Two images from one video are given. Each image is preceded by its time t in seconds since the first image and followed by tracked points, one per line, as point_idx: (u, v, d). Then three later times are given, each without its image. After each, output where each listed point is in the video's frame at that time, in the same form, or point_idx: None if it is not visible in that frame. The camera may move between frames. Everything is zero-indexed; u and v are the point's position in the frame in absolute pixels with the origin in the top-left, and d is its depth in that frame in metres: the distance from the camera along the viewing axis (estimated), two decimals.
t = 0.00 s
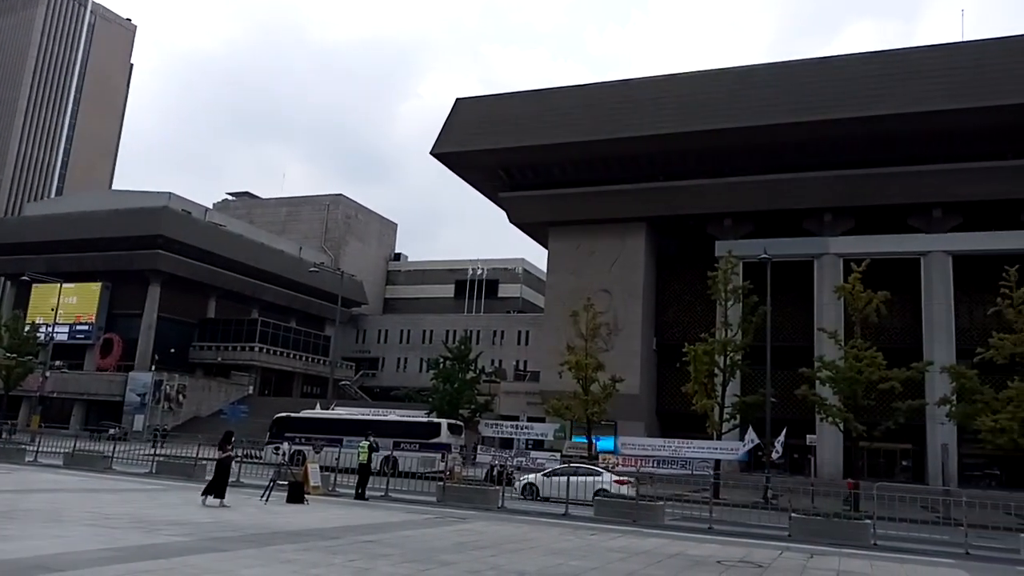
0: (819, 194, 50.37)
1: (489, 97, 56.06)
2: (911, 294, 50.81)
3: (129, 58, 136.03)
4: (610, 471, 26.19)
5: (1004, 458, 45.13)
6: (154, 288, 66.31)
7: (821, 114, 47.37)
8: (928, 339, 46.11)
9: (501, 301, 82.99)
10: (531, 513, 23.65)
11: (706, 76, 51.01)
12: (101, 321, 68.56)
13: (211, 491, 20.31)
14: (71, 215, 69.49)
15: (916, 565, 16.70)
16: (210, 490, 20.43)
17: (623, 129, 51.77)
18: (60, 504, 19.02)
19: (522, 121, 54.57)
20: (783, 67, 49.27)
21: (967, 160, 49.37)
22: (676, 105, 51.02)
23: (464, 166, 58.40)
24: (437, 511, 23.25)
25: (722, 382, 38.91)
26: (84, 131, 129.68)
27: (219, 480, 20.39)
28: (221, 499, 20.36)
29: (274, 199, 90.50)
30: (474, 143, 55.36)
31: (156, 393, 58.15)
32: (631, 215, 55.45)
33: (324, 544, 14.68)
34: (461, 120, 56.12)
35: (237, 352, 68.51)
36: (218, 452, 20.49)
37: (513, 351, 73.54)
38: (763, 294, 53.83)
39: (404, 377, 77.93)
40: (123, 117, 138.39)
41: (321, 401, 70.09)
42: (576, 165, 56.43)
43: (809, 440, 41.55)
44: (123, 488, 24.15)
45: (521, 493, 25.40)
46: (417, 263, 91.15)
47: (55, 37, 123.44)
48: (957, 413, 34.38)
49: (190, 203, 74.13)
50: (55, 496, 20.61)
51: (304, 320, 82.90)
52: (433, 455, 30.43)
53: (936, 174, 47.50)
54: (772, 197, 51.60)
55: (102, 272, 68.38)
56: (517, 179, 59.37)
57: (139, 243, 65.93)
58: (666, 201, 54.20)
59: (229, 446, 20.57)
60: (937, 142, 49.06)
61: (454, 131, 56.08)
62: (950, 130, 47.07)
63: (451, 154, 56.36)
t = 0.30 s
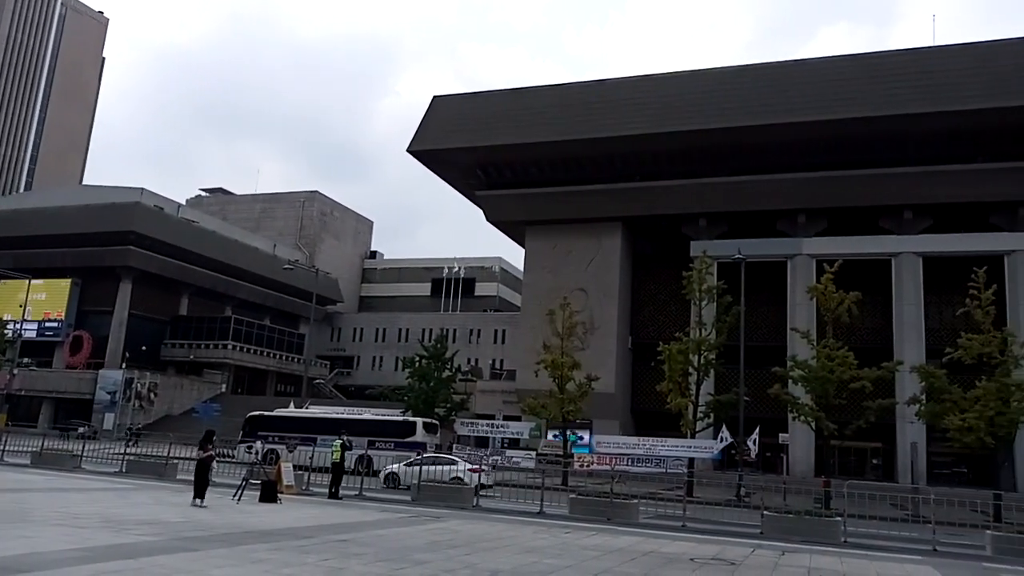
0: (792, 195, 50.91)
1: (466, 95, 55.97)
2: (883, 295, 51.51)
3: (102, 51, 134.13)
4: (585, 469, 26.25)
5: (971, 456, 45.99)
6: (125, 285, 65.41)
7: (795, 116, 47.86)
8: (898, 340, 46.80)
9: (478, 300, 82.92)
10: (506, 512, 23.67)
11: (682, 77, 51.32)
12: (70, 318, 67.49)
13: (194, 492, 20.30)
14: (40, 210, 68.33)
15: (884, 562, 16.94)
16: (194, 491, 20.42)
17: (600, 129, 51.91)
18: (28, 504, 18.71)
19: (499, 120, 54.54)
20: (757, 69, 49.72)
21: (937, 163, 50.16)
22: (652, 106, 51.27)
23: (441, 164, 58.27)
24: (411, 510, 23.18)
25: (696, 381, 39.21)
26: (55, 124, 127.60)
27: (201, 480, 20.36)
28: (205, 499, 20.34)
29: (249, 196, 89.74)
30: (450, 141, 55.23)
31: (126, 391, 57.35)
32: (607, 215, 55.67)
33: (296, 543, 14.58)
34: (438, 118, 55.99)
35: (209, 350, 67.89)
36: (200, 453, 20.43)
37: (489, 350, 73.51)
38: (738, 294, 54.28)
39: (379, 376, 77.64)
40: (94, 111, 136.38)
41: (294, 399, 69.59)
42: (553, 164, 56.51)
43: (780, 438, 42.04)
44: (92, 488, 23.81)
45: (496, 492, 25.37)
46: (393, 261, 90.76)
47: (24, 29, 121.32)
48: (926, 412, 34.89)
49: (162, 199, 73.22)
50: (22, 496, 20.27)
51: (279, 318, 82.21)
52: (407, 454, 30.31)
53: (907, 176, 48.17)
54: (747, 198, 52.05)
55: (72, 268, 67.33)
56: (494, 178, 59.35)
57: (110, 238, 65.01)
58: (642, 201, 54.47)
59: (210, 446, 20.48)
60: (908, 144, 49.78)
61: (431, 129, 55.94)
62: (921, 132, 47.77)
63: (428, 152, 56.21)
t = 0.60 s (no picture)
0: (764, 196, 51.44)
1: (442, 93, 55.80)
2: (852, 295, 52.23)
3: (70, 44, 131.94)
4: (558, 467, 26.32)
5: (937, 454, 46.82)
6: (92, 281, 64.33)
7: (768, 118, 48.33)
8: (867, 339, 47.48)
9: (452, 298, 82.75)
10: (479, 510, 23.66)
11: (656, 78, 51.59)
12: (36, 314, 66.07)
13: (172, 493, 19.92)
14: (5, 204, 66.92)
15: (852, 558, 17.22)
16: (171, 492, 20.03)
17: (575, 129, 52.03)
18: None
19: (474, 118, 54.42)
20: (731, 71, 50.17)
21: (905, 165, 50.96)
22: (627, 106, 51.47)
23: (415, 161, 58.06)
24: (383, 509, 23.05)
25: (668, 380, 39.48)
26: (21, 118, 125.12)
27: (180, 480, 19.99)
28: (183, 500, 20.01)
29: (221, 191, 88.76)
30: (425, 138, 55.03)
31: (94, 390, 56.53)
32: (582, 214, 55.81)
33: (267, 543, 14.44)
34: (413, 115, 55.76)
35: (179, 348, 67.13)
36: (178, 453, 20.06)
37: (463, 348, 73.41)
38: (711, 293, 54.71)
39: (352, 375, 77.23)
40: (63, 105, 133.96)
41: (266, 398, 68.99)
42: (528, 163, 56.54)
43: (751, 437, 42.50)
44: (58, 487, 23.39)
45: (469, 491, 25.36)
46: (367, 259, 90.26)
47: None
48: (893, 411, 35.43)
49: (131, 194, 72.12)
50: None
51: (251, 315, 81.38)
52: (380, 453, 30.09)
53: (876, 179, 48.89)
54: (720, 199, 52.47)
55: (38, 263, 66.06)
56: (469, 176, 59.27)
57: (78, 234, 63.89)
58: (616, 201, 54.72)
59: (189, 446, 20.09)
60: (877, 147, 50.54)
61: (406, 126, 55.70)
62: (890, 135, 48.47)
63: (402, 150, 55.96)
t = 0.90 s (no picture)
0: (738, 196, 51.87)
1: (417, 90, 55.60)
2: (824, 296, 52.86)
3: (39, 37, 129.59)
4: (532, 465, 26.35)
5: (904, 452, 47.54)
6: (60, 276, 63.23)
7: (742, 119, 48.71)
8: (837, 339, 48.06)
9: (427, 296, 82.50)
10: (453, 509, 23.60)
11: (632, 78, 51.80)
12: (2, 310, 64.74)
13: (154, 492, 19.54)
14: None
15: (821, 555, 17.40)
16: (153, 492, 19.65)
17: (551, 127, 52.08)
18: None
19: (450, 115, 54.26)
20: (706, 72, 50.51)
21: (876, 167, 51.65)
22: (603, 105, 51.60)
23: (390, 158, 57.79)
24: (356, 508, 22.88)
25: (642, 379, 39.64)
26: None
27: (162, 479, 19.66)
28: (165, 499, 19.64)
29: (193, 186, 87.73)
30: (401, 135, 54.77)
31: (61, 387, 55.50)
32: (557, 213, 55.89)
33: (236, 542, 14.27)
34: (388, 112, 55.50)
35: (149, 345, 66.30)
36: (159, 452, 19.81)
37: (438, 347, 73.22)
38: (684, 292, 55.06)
39: (325, 373, 76.72)
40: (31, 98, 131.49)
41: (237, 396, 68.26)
42: (504, 161, 56.49)
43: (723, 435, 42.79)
44: (22, 487, 22.94)
45: (443, 489, 25.31)
46: (341, 257, 89.70)
47: None
48: (864, 410, 35.79)
49: (101, 188, 70.99)
50: None
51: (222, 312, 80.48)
52: (353, 451, 29.92)
53: (848, 180, 49.49)
54: (694, 199, 52.82)
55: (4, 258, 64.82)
56: (444, 173, 59.11)
57: (46, 228, 62.76)
58: (592, 200, 54.87)
59: (170, 445, 19.85)
60: (848, 149, 51.17)
61: (381, 123, 55.41)
62: (861, 137, 49.10)
63: (377, 146, 55.66)
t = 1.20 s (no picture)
0: (707, 197, 52.38)
1: (388, 86, 55.28)
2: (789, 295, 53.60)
3: None
4: (500, 462, 26.40)
5: (866, 450, 48.43)
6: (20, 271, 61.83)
7: (712, 120, 49.17)
8: (802, 339, 48.78)
9: (396, 293, 82.11)
10: (420, 507, 23.53)
11: (603, 77, 52.02)
12: None
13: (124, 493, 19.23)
14: None
15: (785, 551, 17.67)
16: (125, 493, 19.35)
17: (522, 126, 52.11)
18: None
19: (422, 112, 54.02)
20: (676, 74, 50.89)
21: (841, 170, 52.47)
22: (574, 104, 51.73)
23: (361, 154, 57.40)
24: (322, 506, 22.71)
25: (611, 377, 39.85)
26: None
27: (134, 481, 19.36)
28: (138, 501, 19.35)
29: (158, 180, 86.38)
30: (371, 131, 54.43)
31: (21, 384, 53.57)
32: (528, 211, 55.96)
33: (200, 541, 14.09)
34: (358, 107, 55.12)
35: (112, 341, 65.21)
36: (132, 454, 19.54)
37: (407, 344, 72.95)
38: (653, 292, 55.49)
39: (293, 370, 76.04)
40: None
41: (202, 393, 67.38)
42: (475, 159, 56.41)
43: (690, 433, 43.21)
44: None
45: (411, 487, 25.26)
46: (309, 253, 88.90)
47: None
48: (828, 408, 36.35)
49: (63, 181, 69.54)
50: None
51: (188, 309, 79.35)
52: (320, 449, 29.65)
53: (814, 183, 50.22)
54: (664, 199, 53.23)
55: None
56: (415, 170, 58.85)
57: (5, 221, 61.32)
58: (562, 199, 55.03)
59: (144, 445, 19.61)
60: (815, 152, 51.92)
61: (351, 118, 55.01)
62: (828, 140, 49.85)
63: (347, 142, 55.24)
